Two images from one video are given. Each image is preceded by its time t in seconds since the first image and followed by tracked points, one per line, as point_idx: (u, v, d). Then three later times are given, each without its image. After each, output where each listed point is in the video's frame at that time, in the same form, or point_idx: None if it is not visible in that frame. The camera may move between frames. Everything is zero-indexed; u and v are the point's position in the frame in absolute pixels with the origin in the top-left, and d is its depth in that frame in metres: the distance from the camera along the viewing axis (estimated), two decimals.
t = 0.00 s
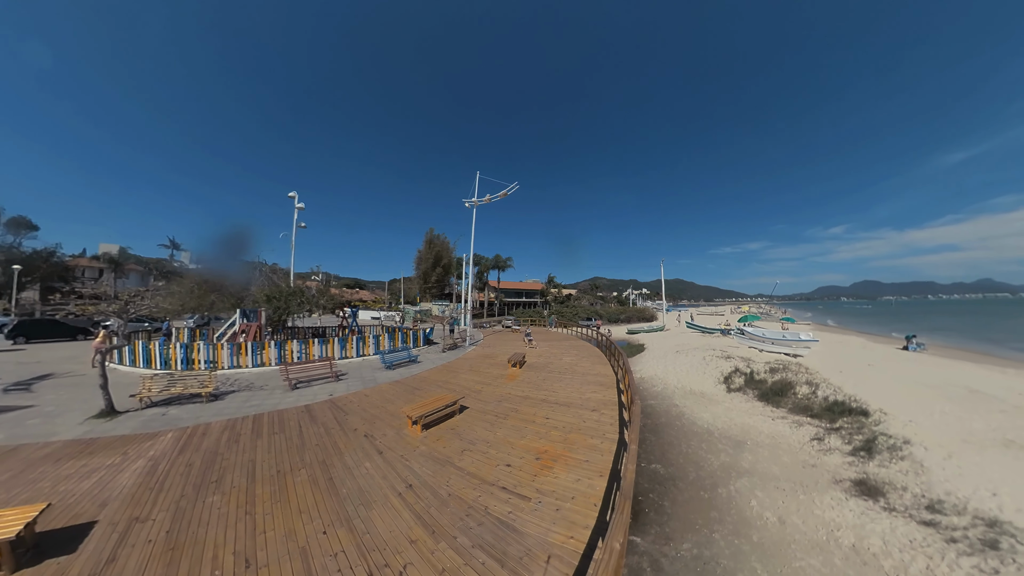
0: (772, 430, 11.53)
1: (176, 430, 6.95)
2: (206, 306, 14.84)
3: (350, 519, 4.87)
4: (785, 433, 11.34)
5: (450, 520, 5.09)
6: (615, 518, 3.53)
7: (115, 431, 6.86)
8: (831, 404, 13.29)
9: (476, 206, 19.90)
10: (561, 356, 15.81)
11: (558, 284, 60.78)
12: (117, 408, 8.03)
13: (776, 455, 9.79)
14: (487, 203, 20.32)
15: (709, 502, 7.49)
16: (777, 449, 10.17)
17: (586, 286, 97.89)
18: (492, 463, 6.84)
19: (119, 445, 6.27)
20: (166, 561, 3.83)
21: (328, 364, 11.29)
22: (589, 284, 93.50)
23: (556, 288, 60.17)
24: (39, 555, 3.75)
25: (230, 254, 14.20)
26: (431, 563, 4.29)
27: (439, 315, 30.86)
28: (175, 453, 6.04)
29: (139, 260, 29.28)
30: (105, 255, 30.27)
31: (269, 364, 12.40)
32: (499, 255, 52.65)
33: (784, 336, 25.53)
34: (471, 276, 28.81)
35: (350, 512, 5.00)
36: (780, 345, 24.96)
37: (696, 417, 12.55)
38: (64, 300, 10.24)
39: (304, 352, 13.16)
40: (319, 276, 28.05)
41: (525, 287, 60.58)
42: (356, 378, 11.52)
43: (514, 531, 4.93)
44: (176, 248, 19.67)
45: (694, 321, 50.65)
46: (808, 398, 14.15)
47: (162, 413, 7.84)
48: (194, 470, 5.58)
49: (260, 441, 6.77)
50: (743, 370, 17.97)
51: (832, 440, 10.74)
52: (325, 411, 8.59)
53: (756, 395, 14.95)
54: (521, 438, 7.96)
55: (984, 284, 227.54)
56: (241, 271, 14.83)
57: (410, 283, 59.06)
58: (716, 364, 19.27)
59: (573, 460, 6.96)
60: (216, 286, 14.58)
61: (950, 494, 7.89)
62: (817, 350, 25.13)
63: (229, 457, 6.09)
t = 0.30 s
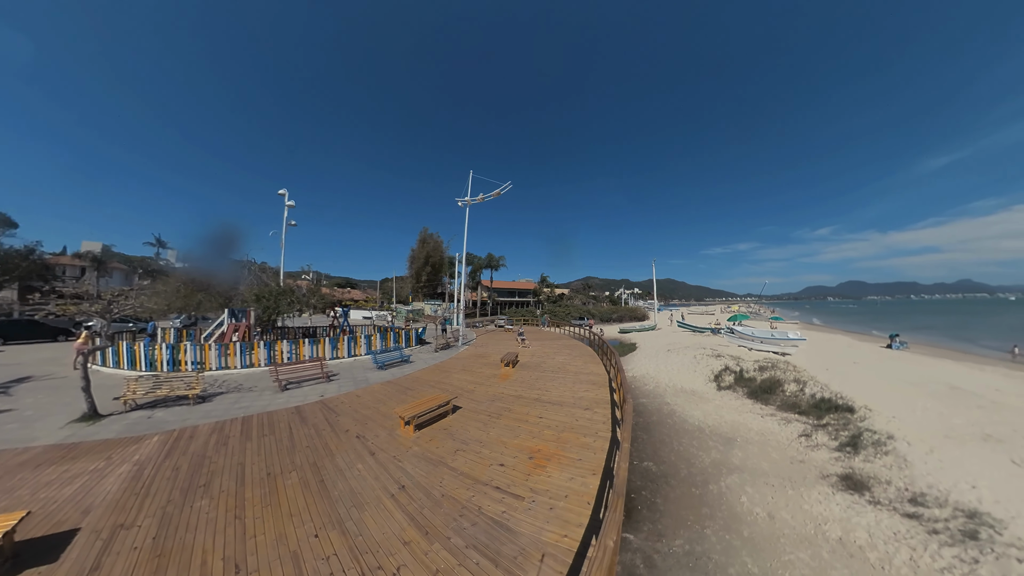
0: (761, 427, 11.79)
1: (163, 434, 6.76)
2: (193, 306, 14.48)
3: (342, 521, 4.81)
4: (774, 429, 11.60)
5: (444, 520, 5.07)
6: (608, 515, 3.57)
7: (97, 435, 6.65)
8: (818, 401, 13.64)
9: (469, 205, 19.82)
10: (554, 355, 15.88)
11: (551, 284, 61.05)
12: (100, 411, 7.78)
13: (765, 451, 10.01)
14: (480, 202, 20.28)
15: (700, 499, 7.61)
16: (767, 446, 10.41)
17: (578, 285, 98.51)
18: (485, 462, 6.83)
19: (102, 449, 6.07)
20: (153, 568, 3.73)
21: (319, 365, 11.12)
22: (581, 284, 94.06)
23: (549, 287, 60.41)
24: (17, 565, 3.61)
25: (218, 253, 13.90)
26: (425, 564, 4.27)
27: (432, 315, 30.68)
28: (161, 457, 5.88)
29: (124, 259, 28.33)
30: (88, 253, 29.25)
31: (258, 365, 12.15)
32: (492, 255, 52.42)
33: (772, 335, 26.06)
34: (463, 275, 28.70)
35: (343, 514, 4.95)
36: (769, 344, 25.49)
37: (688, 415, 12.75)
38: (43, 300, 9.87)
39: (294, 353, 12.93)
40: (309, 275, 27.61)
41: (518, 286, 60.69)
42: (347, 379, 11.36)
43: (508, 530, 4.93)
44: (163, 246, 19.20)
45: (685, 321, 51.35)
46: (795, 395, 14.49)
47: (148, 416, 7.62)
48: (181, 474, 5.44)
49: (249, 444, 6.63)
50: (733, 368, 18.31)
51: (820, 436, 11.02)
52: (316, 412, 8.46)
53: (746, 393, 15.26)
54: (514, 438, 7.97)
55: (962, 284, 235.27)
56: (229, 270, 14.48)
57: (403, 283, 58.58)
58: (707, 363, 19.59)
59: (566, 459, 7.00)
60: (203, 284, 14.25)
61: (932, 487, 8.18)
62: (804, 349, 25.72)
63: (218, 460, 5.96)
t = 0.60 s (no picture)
0: (751, 423, 12.04)
1: (148, 437, 6.57)
2: (179, 305, 14.11)
3: (334, 523, 4.76)
4: (763, 426, 11.86)
5: (437, 520, 5.05)
6: (601, 512, 3.61)
7: (79, 439, 6.43)
8: (805, 398, 13.99)
9: (462, 204, 19.73)
10: (547, 354, 15.94)
11: (544, 283, 61.26)
12: (82, 414, 7.53)
13: (754, 448, 10.24)
14: (473, 201, 20.21)
15: (691, 495, 7.74)
16: (756, 442, 10.65)
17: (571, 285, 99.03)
18: (478, 462, 6.83)
19: (84, 454, 5.88)
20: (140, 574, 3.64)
21: (310, 365, 10.96)
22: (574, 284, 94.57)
23: (541, 287, 60.60)
24: None
25: (206, 251, 13.58)
26: (419, 565, 4.25)
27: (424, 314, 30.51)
28: (147, 461, 5.72)
29: (107, 257, 27.48)
30: (69, 250, 28.26)
31: (247, 366, 11.91)
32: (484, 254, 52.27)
33: (761, 334, 26.60)
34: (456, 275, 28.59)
35: (335, 516, 4.89)
36: (758, 343, 26.01)
37: (679, 413, 12.96)
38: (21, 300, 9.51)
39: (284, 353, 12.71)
40: (299, 274, 27.15)
41: (511, 285, 60.76)
42: (339, 379, 11.21)
43: (502, 529, 4.94)
44: (148, 244, 18.71)
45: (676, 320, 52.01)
46: (783, 392, 14.84)
47: (132, 419, 7.40)
48: (168, 478, 5.30)
49: (238, 446, 6.50)
50: (723, 367, 18.65)
51: (807, 432, 11.31)
52: (307, 413, 8.34)
53: (736, 390, 15.57)
54: (507, 437, 7.98)
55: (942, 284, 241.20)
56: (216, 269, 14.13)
57: (395, 282, 58.09)
58: (697, 361, 19.91)
59: (558, 458, 7.05)
60: (191, 283, 13.93)
61: (914, 480, 8.47)
62: (791, 347, 26.32)
63: (206, 463, 5.82)
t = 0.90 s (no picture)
0: (740, 420, 12.32)
1: (135, 440, 6.40)
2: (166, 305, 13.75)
3: (327, 525, 4.70)
4: (752, 423, 12.12)
5: (431, 520, 5.04)
6: (594, 509, 3.65)
7: (61, 443, 6.23)
8: (792, 395, 14.33)
9: (455, 203, 19.62)
10: (540, 353, 15.99)
11: (536, 283, 61.42)
12: (64, 418, 7.28)
13: (744, 444, 10.48)
14: (466, 200, 20.12)
15: (683, 491, 7.87)
16: (745, 438, 10.90)
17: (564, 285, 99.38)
18: (472, 461, 6.83)
19: (66, 458, 5.69)
20: None
21: (301, 366, 10.80)
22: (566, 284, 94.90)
23: (534, 287, 60.74)
24: None
25: (193, 248, 13.24)
26: (413, 565, 4.24)
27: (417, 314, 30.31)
28: (133, 465, 5.57)
29: (89, 255, 26.65)
30: (49, 248, 27.31)
31: (236, 367, 11.68)
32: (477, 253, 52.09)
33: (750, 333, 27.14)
34: (449, 274, 28.47)
35: (327, 518, 4.83)
36: (747, 341, 26.53)
37: (670, 411, 13.16)
38: None
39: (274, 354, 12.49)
40: (290, 272, 26.72)
41: (504, 285, 60.75)
42: (330, 380, 11.07)
43: (496, 528, 4.96)
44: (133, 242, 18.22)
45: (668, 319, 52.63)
46: (772, 390, 15.18)
47: (118, 422, 7.20)
48: (156, 482, 5.17)
49: (228, 449, 6.37)
50: (713, 365, 19.00)
51: (794, 429, 11.62)
52: (298, 414, 8.22)
53: (725, 388, 15.88)
54: (500, 436, 7.99)
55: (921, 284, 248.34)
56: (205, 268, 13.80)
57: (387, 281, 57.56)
58: (688, 360, 20.23)
59: (552, 456, 7.09)
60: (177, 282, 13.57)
61: (897, 474, 8.75)
62: (779, 346, 26.90)
63: (195, 466, 5.69)
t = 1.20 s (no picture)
0: (730, 417, 12.57)
1: (120, 444, 6.22)
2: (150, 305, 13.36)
3: (320, 528, 4.65)
4: (742, 420, 12.37)
5: (425, 521, 5.02)
6: (588, 507, 3.70)
7: (42, 448, 6.02)
8: (780, 392, 14.69)
9: (448, 202, 19.53)
10: (533, 353, 16.03)
11: (529, 282, 61.53)
12: (43, 422, 7.03)
13: (734, 440, 10.70)
14: (459, 199, 20.05)
15: (675, 488, 8.00)
16: (735, 435, 11.13)
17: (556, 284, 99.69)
18: (466, 461, 6.83)
19: (48, 464, 5.50)
20: None
21: (292, 366, 10.63)
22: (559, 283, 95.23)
23: (527, 286, 60.87)
24: None
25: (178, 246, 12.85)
26: (408, 566, 4.22)
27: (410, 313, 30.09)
28: (118, 470, 5.41)
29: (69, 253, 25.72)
30: (27, 245, 26.32)
31: (224, 368, 11.42)
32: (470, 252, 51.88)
33: (740, 332, 27.68)
34: (441, 273, 28.31)
35: (320, 520, 4.78)
36: (737, 340, 27.07)
37: (662, 409, 13.35)
38: None
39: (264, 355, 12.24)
40: (279, 271, 26.26)
41: (497, 284, 60.71)
42: (321, 380, 10.92)
43: (491, 527, 4.97)
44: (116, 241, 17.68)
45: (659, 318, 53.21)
46: (761, 387, 15.52)
47: (101, 425, 6.98)
48: (142, 487, 5.04)
49: (217, 452, 6.23)
50: (704, 363, 19.32)
51: (783, 425, 11.90)
52: (288, 416, 8.09)
53: (716, 386, 16.18)
54: (494, 435, 8.00)
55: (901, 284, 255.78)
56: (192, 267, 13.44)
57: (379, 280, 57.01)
58: (679, 358, 20.53)
59: (545, 455, 7.13)
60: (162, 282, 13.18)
61: (881, 468, 9.05)
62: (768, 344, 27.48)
63: (183, 470, 5.56)
